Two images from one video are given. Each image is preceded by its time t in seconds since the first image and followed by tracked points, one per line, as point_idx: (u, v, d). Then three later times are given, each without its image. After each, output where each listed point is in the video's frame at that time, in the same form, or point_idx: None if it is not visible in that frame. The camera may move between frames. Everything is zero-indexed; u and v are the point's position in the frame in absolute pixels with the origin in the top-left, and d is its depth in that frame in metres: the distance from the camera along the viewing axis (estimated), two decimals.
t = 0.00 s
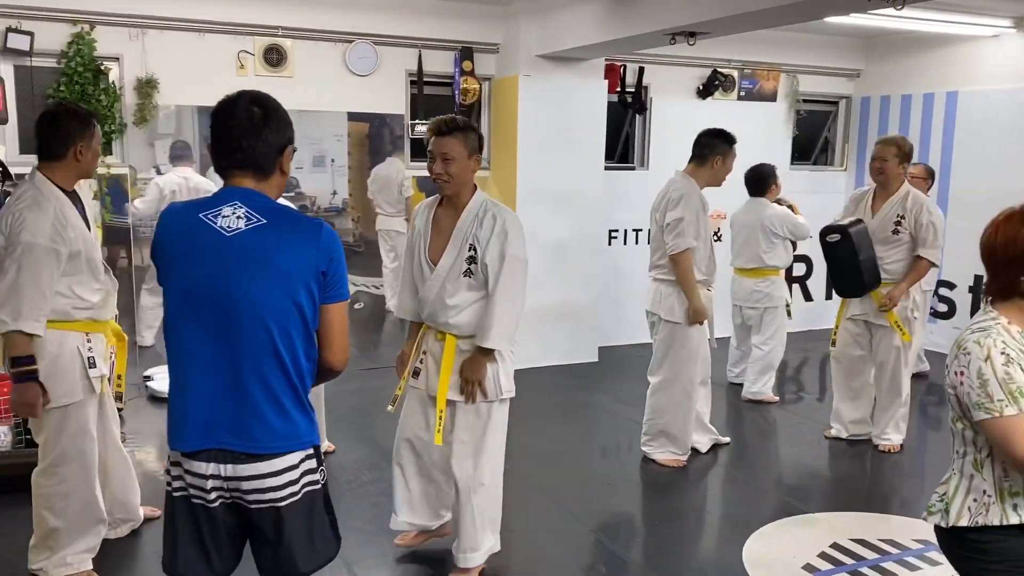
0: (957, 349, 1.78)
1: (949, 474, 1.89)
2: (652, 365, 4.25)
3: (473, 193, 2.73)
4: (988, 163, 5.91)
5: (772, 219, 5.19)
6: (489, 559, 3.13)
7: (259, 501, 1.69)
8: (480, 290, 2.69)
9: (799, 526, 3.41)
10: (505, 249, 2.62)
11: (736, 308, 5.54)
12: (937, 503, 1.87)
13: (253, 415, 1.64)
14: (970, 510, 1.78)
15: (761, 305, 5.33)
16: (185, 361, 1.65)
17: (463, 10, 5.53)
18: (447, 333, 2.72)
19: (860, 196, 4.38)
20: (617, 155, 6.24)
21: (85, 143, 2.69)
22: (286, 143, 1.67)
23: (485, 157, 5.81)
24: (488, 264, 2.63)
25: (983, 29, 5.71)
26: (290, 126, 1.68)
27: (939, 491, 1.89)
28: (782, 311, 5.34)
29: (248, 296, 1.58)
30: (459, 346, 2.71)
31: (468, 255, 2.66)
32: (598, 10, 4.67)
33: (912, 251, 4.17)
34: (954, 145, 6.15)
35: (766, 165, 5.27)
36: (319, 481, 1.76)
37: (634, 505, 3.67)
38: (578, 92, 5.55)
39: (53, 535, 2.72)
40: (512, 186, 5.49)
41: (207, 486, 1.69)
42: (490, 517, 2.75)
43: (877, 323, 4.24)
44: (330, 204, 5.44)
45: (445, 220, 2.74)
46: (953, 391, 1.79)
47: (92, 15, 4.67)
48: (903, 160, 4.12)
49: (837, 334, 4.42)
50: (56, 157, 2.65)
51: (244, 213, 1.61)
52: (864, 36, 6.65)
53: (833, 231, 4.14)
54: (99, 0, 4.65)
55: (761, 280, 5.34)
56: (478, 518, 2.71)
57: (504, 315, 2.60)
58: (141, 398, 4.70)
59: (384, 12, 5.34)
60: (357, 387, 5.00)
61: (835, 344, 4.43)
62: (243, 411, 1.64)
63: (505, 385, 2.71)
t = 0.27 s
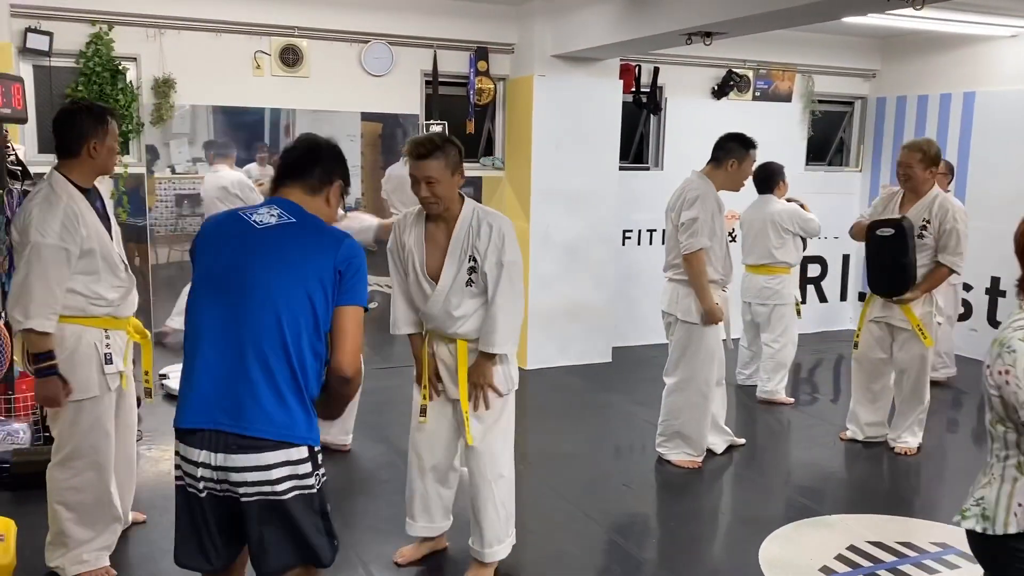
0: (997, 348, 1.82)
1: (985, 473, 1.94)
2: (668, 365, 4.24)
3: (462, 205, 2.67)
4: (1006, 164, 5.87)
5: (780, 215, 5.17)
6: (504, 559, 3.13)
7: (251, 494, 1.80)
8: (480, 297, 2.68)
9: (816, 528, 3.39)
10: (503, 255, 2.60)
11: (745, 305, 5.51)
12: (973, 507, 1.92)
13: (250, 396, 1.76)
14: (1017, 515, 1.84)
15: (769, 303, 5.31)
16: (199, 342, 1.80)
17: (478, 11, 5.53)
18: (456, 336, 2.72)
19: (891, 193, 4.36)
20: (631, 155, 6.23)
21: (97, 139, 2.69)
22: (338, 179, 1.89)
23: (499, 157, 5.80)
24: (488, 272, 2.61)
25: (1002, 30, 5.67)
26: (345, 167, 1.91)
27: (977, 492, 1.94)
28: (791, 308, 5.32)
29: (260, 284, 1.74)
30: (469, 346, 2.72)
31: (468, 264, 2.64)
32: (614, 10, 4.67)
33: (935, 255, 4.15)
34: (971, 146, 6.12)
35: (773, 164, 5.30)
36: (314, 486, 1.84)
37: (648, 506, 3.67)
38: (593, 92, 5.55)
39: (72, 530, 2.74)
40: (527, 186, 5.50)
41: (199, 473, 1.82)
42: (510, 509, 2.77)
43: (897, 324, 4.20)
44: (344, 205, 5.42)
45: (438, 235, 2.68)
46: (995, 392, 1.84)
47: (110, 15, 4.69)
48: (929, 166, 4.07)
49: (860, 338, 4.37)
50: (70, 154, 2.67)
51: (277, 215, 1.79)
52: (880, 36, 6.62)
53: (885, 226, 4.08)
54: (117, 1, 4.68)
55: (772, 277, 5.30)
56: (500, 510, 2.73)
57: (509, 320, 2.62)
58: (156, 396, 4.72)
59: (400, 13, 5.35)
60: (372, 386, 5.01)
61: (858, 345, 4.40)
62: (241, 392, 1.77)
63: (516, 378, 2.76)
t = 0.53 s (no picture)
0: None
1: None
2: (675, 366, 4.23)
3: (443, 260, 2.53)
4: (1014, 165, 5.85)
5: (782, 210, 5.16)
6: (512, 559, 3.14)
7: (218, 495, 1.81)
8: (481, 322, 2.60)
9: (825, 529, 3.39)
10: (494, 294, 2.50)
11: (749, 301, 5.51)
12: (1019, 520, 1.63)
13: (237, 392, 1.77)
14: None
15: (772, 297, 5.31)
16: (196, 338, 1.84)
17: (486, 11, 5.53)
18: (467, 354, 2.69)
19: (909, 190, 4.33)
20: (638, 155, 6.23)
21: (91, 135, 2.69)
22: (361, 258, 2.06)
23: (506, 158, 5.82)
24: (483, 311, 2.53)
25: (1011, 30, 5.66)
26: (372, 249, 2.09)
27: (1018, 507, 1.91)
28: (794, 303, 5.31)
29: (270, 292, 1.80)
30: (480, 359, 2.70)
31: (463, 304, 2.56)
32: (622, 10, 4.66)
33: (948, 256, 4.14)
34: (979, 146, 6.11)
35: (779, 163, 5.32)
36: (280, 497, 1.85)
37: (656, 506, 3.67)
38: (601, 92, 5.54)
39: (84, 525, 2.75)
40: (534, 187, 5.50)
41: (171, 468, 1.84)
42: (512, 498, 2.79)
43: (905, 325, 4.18)
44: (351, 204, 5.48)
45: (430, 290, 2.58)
46: None
47: (119, 15, 4.71)
48: (952, 166, 4.06)
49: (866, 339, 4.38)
50: (67, 153, 2.69)
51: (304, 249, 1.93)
52: (888, 37, 6.61)
53: (914, 213, 4.06)
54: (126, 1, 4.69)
55: (772, 272, 5.30)
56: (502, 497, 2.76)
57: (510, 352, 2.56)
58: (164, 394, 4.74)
59: (407, 13, 5.36)
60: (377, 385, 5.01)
61: (865, 344, 4.38)
62: (228, 387, 1.78)
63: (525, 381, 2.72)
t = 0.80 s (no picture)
0: None
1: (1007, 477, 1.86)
2: (673, 366, 4.23)
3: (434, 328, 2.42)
4: (1012, 165, 5.86)
5: (789, 211, 5.18)
6: (510, 559, 3.13)
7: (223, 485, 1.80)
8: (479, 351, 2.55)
9: (823, 529, 3.39)
10: (492, 343, 2.43)
11: (754, 300, 5.52)
12: (1010, 518, 1.45)
13: (235, 391, 1.77)
14: None
15: (779, 297, 5.31)
16: (189, 336, 1.82)
17: (484, 11, 5.53)
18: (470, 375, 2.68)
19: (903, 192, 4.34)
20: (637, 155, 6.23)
21: (81, 135, 2.70)
22: (349, 200, 1.94)
23: (505, 157, 5.81)
24: (484, 356, 2.47)
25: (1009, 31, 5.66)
26: (356, 183, 1.96)
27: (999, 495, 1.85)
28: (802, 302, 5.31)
29: (260, 285, 1.78)
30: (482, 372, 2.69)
31: (459, 357, 2.49)
32: (621, 10, 4.66)
33: (942, 255, 4.13)
34: (976, 147, 6.12)
35: (786, 162, 5.29)
36: (284, 488, 1.83)
37: (654, 506, 3.67)
38: (600, 91, 5.54)
39: (81, 523, 2.74)
40: (532, 186, 5.50)
41: (177, 463, 1.82)
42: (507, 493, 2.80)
43: (900, 325, 4.16)
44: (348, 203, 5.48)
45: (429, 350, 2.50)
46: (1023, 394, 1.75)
47: (117, 15, 4.70)
48: (944, 164, 4.05)
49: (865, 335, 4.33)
50: (60, 156, 2.71)
51: (287, 223, 1.86)
52: (886, 37, 6.61)
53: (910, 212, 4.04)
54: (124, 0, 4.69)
55: (779, 272, 5.30)
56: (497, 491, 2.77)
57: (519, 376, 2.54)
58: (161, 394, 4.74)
59: (406, 13, 5.36)
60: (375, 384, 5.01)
61: (862, 345, 4.36)
62: (226, 387, 1.77)
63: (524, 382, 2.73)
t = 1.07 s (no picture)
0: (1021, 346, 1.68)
1: (997, 478, 1.79)
2: (665, 366, 4.24)
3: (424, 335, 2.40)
4: (1003, 166, 5.88)
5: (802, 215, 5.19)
6: (502, 560, 3.13)
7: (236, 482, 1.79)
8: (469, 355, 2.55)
9: (814, 529, 3.40)
10: (482, 347, 2.42)
11: (763, 303, 5.53)
12: (988, 511, 1.78)
13: (236, 402, 1.76)
14: None
15: (791, 301, 5.33)
16: (187, 350, 1.82)
17: (477, 11, 5.53)
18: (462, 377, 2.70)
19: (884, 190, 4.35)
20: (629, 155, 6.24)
21: (81, 134, 2.70)
22: (319, 158, 1.82)
23: (498, 157, 5.81)
24: (475, 360, 2.47)
25: (1000, 32, 5.68)
26: (326, 138, 1.83)
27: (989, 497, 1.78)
28: (813, 307, 5.34)
29: (240, 292, 1.73)
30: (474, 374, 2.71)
31: (449, 361, 2.48)
32: (613, 10, 4.67)
33: (921, 252, 4.14)
34: (967, 147, 6.14)
35: (799, 163, 5.25)
36: (295, 478, 1.82)
37: (648, 506, 3.67)
38: (593, 92, 5.54)
39: (73, 523, 2.73)
40: (525, 187, 5.50)
41: (194, 464, 1.82)
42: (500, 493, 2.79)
43: (884, 323, 4.19)
44: (341, 203, 5.48)
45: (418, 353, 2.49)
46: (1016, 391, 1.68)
47: (108, 14, 4.69)
48: (920, 164, 4.09)
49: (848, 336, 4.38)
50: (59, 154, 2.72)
51: (258, 208, 1.77)
52: (878, 37, 6.63)
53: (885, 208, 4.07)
54: None
55: (793, 276, 5.32)
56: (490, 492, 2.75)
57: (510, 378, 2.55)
58: (153, 394, 4.73)
59: (398, 13, 5.35)
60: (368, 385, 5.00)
61: (846, 346, 4.39)
62: (228, 399, 1.77)
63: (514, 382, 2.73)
